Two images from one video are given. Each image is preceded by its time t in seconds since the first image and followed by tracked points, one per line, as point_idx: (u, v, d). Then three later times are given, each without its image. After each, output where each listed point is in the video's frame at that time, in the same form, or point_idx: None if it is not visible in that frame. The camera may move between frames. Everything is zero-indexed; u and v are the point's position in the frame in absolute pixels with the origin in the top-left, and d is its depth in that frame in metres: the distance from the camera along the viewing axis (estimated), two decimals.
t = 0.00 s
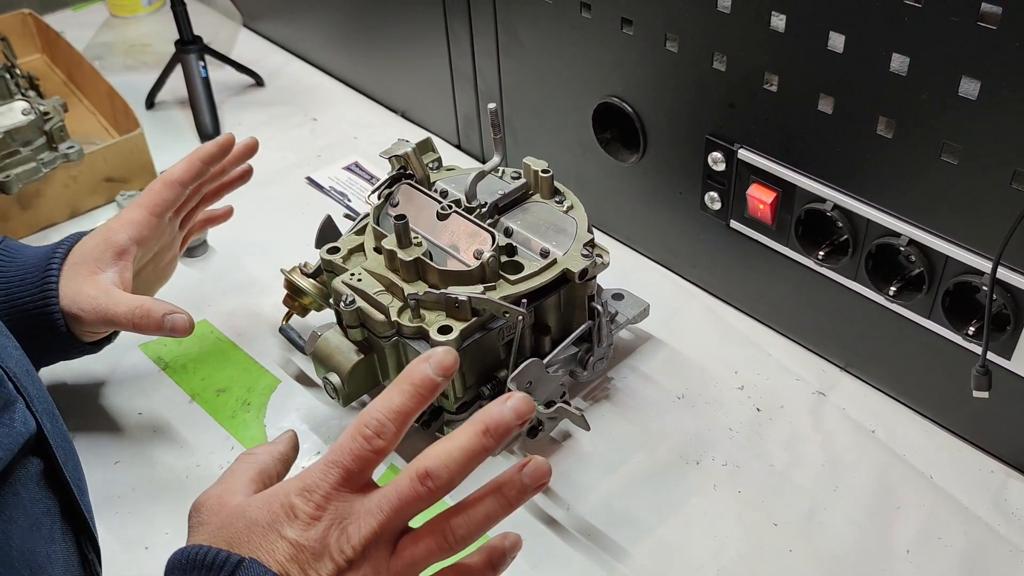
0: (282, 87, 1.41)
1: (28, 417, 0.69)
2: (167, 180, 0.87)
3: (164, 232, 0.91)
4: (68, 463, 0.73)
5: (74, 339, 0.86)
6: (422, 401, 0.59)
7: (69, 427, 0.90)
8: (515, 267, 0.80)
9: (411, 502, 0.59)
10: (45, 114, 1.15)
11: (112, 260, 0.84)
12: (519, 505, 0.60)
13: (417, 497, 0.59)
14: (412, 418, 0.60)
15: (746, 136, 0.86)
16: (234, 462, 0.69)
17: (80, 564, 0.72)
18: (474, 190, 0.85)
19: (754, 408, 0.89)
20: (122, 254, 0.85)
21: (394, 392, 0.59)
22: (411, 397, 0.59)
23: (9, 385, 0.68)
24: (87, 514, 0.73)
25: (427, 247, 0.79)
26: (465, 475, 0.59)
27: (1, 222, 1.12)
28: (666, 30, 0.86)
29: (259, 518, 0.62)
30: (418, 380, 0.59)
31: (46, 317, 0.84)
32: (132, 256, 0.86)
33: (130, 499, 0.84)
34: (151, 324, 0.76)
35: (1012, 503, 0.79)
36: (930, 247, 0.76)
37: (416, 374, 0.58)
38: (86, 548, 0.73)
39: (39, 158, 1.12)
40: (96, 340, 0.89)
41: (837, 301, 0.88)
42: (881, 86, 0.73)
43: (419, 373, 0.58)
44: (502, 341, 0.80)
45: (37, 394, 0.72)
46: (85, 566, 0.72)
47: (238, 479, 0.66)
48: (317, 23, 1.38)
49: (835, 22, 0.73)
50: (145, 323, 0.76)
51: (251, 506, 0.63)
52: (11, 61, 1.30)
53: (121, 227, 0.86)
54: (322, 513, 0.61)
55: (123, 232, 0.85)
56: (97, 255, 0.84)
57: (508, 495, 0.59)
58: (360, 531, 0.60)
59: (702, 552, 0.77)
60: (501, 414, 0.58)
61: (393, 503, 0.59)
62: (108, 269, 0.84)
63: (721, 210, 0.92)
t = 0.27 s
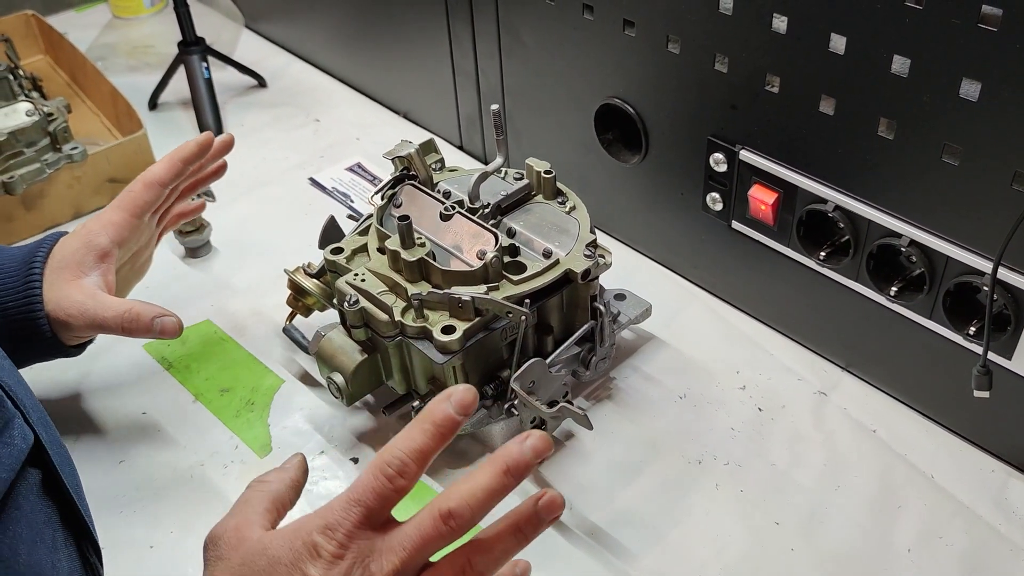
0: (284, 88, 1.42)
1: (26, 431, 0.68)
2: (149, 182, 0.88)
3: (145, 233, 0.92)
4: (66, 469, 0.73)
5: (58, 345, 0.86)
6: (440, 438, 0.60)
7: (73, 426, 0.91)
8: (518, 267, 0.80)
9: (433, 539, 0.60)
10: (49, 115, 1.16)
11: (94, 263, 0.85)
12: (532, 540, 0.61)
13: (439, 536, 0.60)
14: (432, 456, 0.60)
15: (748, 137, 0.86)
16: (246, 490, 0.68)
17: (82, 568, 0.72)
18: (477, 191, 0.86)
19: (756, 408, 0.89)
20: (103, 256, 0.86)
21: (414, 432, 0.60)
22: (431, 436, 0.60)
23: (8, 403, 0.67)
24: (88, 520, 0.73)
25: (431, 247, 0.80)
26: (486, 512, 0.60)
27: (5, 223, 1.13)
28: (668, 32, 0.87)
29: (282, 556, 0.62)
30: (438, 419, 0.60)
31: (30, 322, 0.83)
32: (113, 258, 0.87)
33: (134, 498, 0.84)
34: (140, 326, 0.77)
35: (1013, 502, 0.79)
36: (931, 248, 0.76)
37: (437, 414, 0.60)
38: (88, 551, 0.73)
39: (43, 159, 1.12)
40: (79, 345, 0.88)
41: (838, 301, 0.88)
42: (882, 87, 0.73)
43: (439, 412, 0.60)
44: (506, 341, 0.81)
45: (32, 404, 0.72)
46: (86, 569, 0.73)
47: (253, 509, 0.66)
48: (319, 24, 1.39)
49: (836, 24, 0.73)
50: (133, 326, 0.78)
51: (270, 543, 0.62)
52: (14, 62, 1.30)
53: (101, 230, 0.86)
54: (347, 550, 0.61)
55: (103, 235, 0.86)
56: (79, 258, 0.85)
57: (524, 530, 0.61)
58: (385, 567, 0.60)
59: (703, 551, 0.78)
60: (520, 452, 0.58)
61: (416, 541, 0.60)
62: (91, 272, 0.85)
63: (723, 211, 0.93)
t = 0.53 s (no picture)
0: (287, 86, 1.42)
1: (33, 430, 0.67)
2: (125, 192, 0.86)
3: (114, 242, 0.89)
4: (69, 468, 0.71)
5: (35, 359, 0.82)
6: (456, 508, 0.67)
7: (78, 422, 0.91)
8: (522, 263, 0.80)
9: None
10: (52, 113, 1.16)
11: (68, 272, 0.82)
12: None
13: None
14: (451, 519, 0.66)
15: (751, 134, 0.86)
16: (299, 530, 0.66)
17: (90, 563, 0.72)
18: (481, 188, 0.86)
19: (759, 404, 0.89)
20: (76, 265, 0.82)
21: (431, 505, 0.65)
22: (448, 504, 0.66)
23: (15, 406, 0.65)
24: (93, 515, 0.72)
25: (435, 243, 0.80)
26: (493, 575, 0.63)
27: (9, 220, 1.13)
28: (672, 29, 0.87)
29: None
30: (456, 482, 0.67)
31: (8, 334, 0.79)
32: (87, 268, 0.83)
33: (139, 494, 0.84)
34: (122, 329, 0.75)
35: (1016, 497, 0.80)
36: (934, 244, 0.77)
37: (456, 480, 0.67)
38: (93, 547, 0.72)
39: (47, 157, 1.12)
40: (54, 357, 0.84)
41: (841, 298, 0.88)
42: (886, 83, 0.73)
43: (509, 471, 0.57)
44: (510, 337, 0.81)
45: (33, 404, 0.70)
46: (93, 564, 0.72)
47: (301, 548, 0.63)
48: (322, 23, 1.39)
49: (840, 20, 0.74)
50: (112, 331, 0.75)
51: None
52: (18, 61, 1.30)
53: (73, 238, 0.83)
54: None
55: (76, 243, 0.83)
56: (53, 267, 0.81)
57: None
58: None
59: (708, 547, 0.78)
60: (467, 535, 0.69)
61: None
62: (66, 282, 0.81)
63: (726, 208, 0.93)
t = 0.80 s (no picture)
0: (289, 88, 1.42)
1: (52, 432, 0.66)
2: (93, 177, 0.85)
3: (80, 232, 0.88)
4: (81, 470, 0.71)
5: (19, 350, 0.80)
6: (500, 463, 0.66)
7: (82, 423, 0.91)
8: (525, 265, 0.81)
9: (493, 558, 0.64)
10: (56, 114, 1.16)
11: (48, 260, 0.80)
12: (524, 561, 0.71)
13: (508, 541, 0.65)
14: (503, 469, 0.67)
15: (753, 136, 0.87)
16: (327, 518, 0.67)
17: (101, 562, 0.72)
18: (484, 189, 0.86)
19: (761, 405, 0.89)
20: (53, 251, 0.81)
21: (479, 457, 0.66)
22: (489, 462, 0.66)
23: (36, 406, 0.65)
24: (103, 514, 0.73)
25: (438, 245, 0.80)
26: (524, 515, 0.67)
27: (12, 222, 1.13)
28: (674, 31, 0.87)
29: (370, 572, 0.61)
30: (494, 445, 0.67)
31: None
32: (61, 254, 0.82)
33: (143, 494, 0.85)
34: (108, 304, 0.73)
35: (1017, 498, 0.80)
36: (935, 246, 0.77)
37: (497, 441, 0.67)
38: (104, 545, 0.72)
39: (51, 158, 1.14)
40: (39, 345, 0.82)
41: (843, 299, 0.89)
42: (888, 86, 0.74)
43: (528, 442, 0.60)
44: (513, 338, 0.81)
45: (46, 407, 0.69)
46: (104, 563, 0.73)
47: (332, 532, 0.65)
48: (325, 24, 1.40)
49: (842, 23, 0.74)
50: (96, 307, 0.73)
51: (356, 565, 0.61)
52: (21, 62, 1.31)
53: (43, 225, 0.82)
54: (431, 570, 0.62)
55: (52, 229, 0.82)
56: (30, 255, 0.80)
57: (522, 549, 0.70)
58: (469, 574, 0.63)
59: (710, 547, 0.78)
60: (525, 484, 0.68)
61: (488, 552, 0.64)
62: (46, 268, 0.80)
63: (728, 210, 0.93)
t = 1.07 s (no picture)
0: (290, 89, 1.42)
1: (73, 430, 0.67)
2: (37, 65, 0.77)
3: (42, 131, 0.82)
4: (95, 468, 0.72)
5: None
6: (519, 313, 0.49)
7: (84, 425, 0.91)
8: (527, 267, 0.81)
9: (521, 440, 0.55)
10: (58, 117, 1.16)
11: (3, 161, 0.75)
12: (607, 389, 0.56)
13: (534, 413, 0.51)
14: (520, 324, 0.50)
15: (755, 138, 0.87)
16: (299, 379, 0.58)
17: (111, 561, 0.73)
18: (485, 191, 0.86)
19: (763, 406, 0.89)
20: (9, 150, 0.76)
21: (486, 312, 0.49)
22: (501, 311, 0.49)
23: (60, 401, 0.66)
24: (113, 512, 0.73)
25: (440, 247, 0.80)
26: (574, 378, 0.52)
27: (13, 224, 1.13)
28: (675, 33, 0.87)
29: (351, 461, 0.52)
30: (511, 296, 0.49)
31: None
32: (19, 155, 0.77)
33: (146, 496, 0.85)
34: (62, 210, 0.65)
35: (1019, 500, 0.80)
36: (937, 247, 0.77)
37: (511, 290, 0.49)
38: (115, 544, 0.73)
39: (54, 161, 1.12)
40: None
41: (844, 301, 0.89)
42: (890, 87, 0.74)
43: (513, 288, 0.49)
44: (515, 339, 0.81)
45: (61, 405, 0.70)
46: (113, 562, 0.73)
47: (312, 408, 0.56)
48: (325, 26, 1.40)
49: (843, 24, 0.74)
50: (47, 210, 0.65)
51: (337, 451, 0.53)
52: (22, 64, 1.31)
53: None
54: (429, 449, 0.51)
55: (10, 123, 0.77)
56: None
57: (602, 376, 0.55)
58: (477, 461, 0.52)
59: (712, 549, 0.78)
60: (608, 355, 0.55)
61: (503, 423, 0.51)
62: None
63: (730, 211, 0.93)
